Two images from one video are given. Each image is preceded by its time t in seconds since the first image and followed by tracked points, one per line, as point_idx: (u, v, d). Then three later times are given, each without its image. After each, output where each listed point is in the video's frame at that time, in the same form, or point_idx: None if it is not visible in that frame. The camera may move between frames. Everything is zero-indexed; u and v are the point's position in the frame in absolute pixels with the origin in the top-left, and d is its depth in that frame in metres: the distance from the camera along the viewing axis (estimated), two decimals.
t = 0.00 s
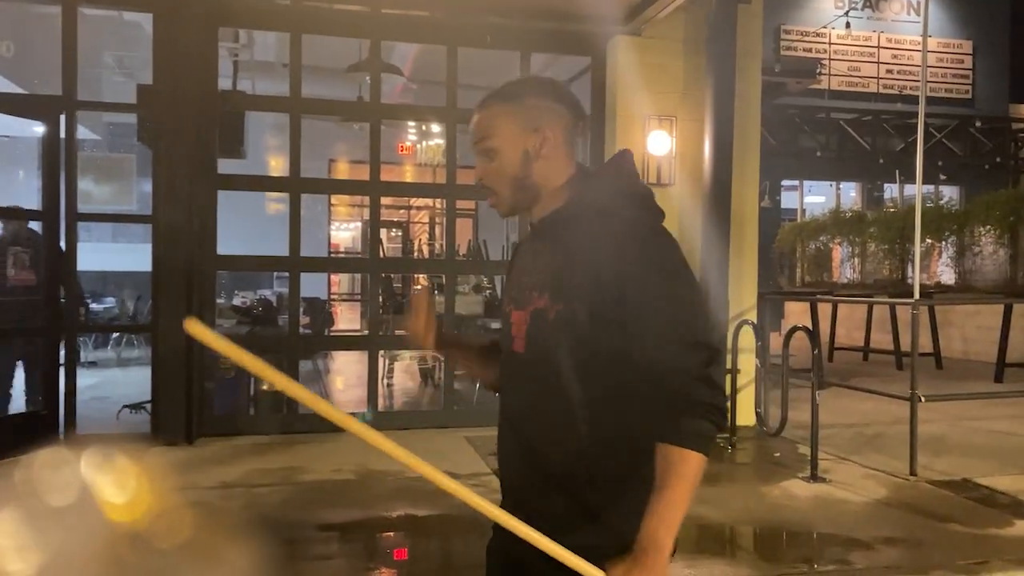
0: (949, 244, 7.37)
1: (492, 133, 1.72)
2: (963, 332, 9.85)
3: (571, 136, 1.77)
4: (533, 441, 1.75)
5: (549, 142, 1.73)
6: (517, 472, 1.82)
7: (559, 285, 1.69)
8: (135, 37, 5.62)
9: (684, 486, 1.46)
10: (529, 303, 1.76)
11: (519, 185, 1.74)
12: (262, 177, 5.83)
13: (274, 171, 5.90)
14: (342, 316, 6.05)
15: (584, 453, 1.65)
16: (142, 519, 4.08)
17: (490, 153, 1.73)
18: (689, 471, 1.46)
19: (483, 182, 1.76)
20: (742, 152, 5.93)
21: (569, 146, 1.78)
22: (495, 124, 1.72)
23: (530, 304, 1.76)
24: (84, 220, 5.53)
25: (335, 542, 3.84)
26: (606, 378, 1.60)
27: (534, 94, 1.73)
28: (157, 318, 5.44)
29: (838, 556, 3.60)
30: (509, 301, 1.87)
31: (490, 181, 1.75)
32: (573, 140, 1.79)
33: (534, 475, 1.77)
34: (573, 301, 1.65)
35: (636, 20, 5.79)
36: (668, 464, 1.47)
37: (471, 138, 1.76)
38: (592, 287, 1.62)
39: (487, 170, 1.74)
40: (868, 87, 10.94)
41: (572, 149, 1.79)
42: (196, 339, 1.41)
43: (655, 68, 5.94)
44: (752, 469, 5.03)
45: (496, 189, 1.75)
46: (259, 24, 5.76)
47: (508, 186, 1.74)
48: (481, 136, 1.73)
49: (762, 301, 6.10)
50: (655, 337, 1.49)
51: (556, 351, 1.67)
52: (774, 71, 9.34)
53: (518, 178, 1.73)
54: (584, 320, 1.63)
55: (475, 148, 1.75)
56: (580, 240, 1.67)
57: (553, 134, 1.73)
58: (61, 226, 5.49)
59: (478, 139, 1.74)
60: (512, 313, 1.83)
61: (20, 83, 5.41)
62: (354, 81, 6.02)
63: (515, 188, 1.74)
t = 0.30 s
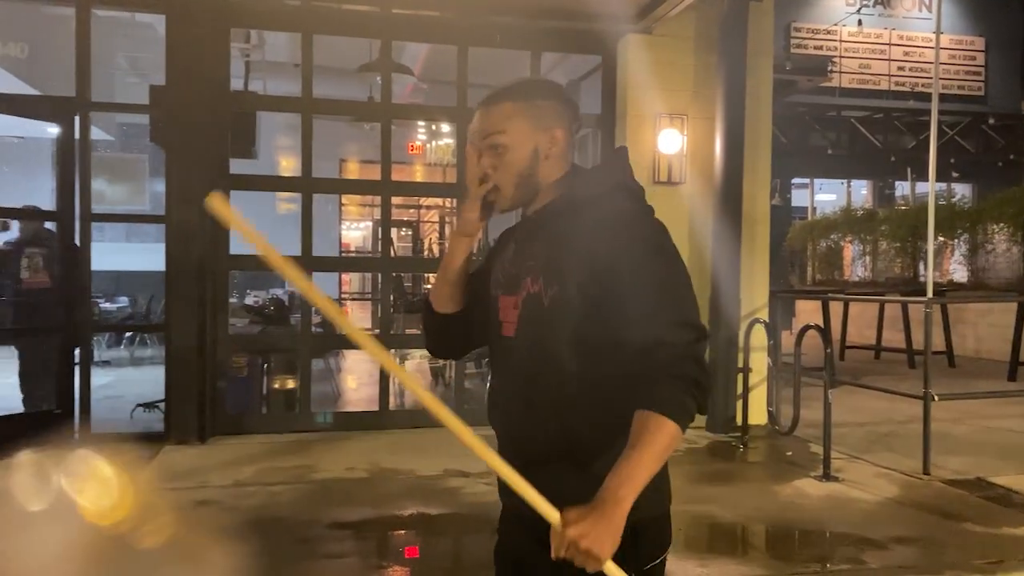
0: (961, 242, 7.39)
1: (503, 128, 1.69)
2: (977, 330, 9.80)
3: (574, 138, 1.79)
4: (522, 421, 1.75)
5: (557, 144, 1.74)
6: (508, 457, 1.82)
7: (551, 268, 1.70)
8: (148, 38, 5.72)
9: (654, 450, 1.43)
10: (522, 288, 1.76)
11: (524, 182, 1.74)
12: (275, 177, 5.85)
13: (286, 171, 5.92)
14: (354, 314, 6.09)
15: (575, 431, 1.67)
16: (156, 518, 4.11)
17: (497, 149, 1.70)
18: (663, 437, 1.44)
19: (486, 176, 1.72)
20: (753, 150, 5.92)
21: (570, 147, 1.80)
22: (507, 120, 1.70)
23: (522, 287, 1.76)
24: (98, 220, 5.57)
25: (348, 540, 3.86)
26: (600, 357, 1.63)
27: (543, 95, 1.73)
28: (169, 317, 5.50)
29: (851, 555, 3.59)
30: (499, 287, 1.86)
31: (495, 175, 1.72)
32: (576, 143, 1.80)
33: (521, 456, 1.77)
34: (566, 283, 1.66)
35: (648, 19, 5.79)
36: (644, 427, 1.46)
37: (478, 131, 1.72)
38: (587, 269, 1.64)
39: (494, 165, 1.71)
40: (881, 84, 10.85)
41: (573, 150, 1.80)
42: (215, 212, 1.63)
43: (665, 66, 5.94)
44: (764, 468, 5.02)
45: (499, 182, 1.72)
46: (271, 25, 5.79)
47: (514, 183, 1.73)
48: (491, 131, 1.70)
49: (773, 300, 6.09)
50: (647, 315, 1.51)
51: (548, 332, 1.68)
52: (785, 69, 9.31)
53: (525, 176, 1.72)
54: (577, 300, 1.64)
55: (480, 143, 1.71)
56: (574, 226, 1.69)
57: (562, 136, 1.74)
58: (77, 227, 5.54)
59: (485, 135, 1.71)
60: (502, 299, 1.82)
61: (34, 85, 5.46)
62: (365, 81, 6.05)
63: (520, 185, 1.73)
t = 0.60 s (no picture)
0: (973, 241, 7.31)
1: (539, 126, 1.68)
2: (989, 330, 9.73)
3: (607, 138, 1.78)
4: (533, 418, 1.70)
5: (591, 144, 1.73)
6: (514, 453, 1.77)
7: (579, 262, 1.65)
8: (159, 39, 5.56)
9: (683, 462, 1.47)
10: (544, 282, 1.69)
11: (557, 180, 1.72)
12: (284, 178, 5.86)
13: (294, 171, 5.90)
14: (363, 314, 6.09)
15: (593, 431, 1.63)
16: (166, 519, 4.11)
17: (531, 145, 1.70)
18: (691, 449, 1.47)
19: (517, 172, 1.73)
20: (763, 149, 5.89)
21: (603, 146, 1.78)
22: (543, 118, 1.69)
23: (545, 282, 1.69)
24: (107, 221, 5.58)
25: (357, 540, 3.85)
26: (625, 358, 1.62)
27: (579, 95, 1.71)
28: (178, 318, 5.52)
29: (863, 557, 3.57)
30: (512, 280, 1.77)
31: (526, 172, 1.72)
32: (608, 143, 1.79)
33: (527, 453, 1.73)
34: (597, 279, 1.62)
35: (658, 18, 5.77)
36: (673, 437, 1.49)
37: (513, 127, 1.72)
38: (622, 267, 1.61)
39: (527, 163, 1.71)
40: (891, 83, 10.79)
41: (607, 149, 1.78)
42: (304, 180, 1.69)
43: (675, 65, 5.92)
44: (774, 468, 4.99)
45: (530, 180, 1.73)
46: (280, 26, 5.81)
47: (545, 181, 1.72)
48: (527, 127, 1.69)
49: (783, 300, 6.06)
50: (686, 321, 1.50)
51: (573, 328, 1.63)
52: (795, 67, 9.27)
53: (556, 175, 1.71)
54: (610, 298, 1.61)
55: (515, 139, 1.71)
56: (605, 221, 1.65)
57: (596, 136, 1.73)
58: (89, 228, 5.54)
59: (521, 131, 1.70)
60: (516, 294, 1.73)
61: (43, 87, 5.49)
62: (374, 81, 6.00)
63: (551, 183, 1.72)
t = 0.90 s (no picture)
0: (980, 242, 7.31)
1: (598, 110, 1.56)
2: (996, 331, 9.71)
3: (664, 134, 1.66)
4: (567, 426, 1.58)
5: (647, 134, 1.60)
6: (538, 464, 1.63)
7: (635, 265, 1.55)
8: (166, 42, 5.59)
9: (752, 483, 1.44)
10: (589, 280, 1.59)
11: (610, 172, 1.60)
12: (290, 181, 5.90)
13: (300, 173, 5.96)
14: (368, 316, 6.09)
15: (634, 445, 1.53)
16: (173, 520, 4.13)
17: (587, 132, 1.57)
18: (755, 472, 1.44)
19: (569, 158, 1.60)
20: (769, 150, 5.90)
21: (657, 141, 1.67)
22: (602, 102, 1.57)
23: (589, 281, 1.59)
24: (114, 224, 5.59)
25: (364, 541, 3.87)
26: (675, 370, 1.53)
27: (642, 83, 1.60)
28: (185, 320, 5.54)
29: (870, 558, 3.57)
30: (546, 275, 1.65)
31: (579, 158, 1.59)
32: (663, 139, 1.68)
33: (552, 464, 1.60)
34: (656, 286, 1.53)
35: (663, 20, 5.78)
36: (735, 459, 1.45)
37: (568, 108, 1.60)
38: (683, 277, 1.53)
39: (581, 150, 1.58)
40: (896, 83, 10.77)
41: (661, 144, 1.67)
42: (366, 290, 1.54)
43: (680, 66, 5.93)
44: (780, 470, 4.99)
45: (582, 169, 1.59)
46: (286, 29, 5.83)
47: (600, 170, 1.59)
48: (584, 111, 1.57)
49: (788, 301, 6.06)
50: (753, 345, 1.46)
51: (624, 334, 1.53)
52: (800, 68, 9.26)
53: (611, 164, 1.59)
54: (667, 308, 1.52)
55: (569, 122, 1.59)
56: (653, 231, 1.58)
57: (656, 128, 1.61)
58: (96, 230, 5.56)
59: (577, 115, 1.58)
60: (551, 291, 1.63)
61: (50, 91, 5.51)
62: (380, 83, 6.05)
63: (605, 173, 1.59)
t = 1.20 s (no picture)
0: (985, 244, 7.28)
1: (632, 109, 1.42)
2: (1001, 332, 9.67)
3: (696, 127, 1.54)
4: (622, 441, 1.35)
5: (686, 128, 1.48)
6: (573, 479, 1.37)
7: (712, 272, 1.42)
8: (169, 45, 5.60)
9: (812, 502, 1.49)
10: (664, 282, 1.37)
11: (650, 171, 1.45)
12: (295, 183, 5.92)
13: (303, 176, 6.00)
14: (372, 319, 6.09)
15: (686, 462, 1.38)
16: (175, 523, 4.12)
17: (621, 132, 1.42)
18: (808, 482, 1.47)
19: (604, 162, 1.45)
20: (772, 152, 5.89)
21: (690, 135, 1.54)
22: (636, 99, 1.43)
23: (662, 281, 1.37)
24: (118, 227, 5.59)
25: (366, 544, 3.86)
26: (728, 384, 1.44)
27: (673, 76, 1.48)
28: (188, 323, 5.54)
29: (874, 561, 3.55)
30: (598, 259, 1.38)
31: (616, 161, 1.44)
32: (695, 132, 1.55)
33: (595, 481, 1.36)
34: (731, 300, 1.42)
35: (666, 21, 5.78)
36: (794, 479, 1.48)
37: (600, 108, 1.45)
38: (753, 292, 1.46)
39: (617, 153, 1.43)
40: (900, 84, 10.76)
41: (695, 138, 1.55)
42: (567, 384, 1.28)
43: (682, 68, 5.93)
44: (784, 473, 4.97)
45: (621, 172, 1.45)
46: (289, 32, 5.84)
47: (642, 170, 1.45)
48: (617, 109, 1.43)
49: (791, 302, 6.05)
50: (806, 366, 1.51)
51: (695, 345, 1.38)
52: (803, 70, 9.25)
53: (652, 164, 1.44)
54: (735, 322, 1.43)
55: (601, 123, 1.44)
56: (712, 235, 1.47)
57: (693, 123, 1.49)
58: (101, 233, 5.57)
59: (608, 115, 1.43)
60: (608, 278, 1.37)
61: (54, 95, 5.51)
62: (382, 86, 6.02)
63: (647, 173, 1.45)
